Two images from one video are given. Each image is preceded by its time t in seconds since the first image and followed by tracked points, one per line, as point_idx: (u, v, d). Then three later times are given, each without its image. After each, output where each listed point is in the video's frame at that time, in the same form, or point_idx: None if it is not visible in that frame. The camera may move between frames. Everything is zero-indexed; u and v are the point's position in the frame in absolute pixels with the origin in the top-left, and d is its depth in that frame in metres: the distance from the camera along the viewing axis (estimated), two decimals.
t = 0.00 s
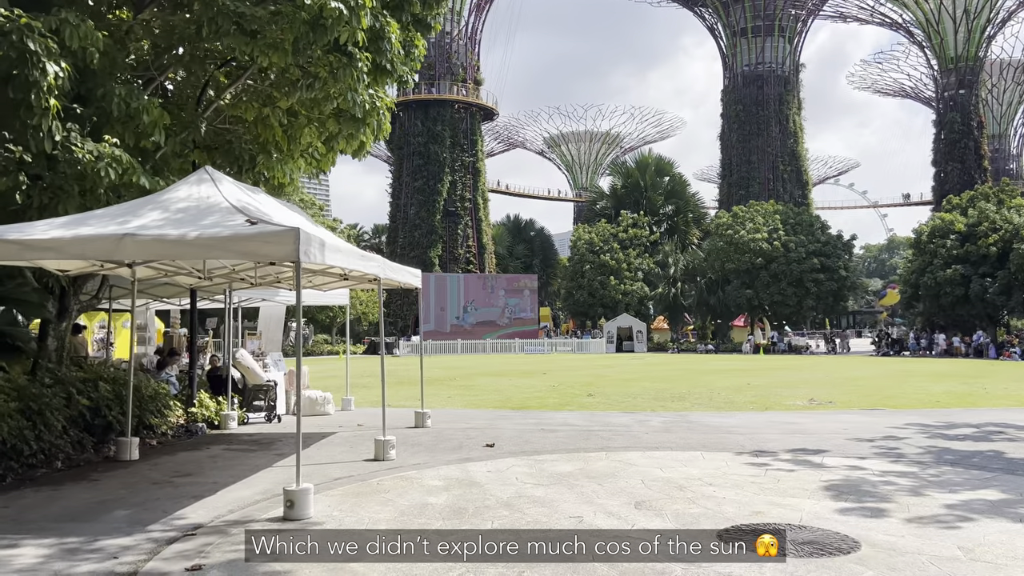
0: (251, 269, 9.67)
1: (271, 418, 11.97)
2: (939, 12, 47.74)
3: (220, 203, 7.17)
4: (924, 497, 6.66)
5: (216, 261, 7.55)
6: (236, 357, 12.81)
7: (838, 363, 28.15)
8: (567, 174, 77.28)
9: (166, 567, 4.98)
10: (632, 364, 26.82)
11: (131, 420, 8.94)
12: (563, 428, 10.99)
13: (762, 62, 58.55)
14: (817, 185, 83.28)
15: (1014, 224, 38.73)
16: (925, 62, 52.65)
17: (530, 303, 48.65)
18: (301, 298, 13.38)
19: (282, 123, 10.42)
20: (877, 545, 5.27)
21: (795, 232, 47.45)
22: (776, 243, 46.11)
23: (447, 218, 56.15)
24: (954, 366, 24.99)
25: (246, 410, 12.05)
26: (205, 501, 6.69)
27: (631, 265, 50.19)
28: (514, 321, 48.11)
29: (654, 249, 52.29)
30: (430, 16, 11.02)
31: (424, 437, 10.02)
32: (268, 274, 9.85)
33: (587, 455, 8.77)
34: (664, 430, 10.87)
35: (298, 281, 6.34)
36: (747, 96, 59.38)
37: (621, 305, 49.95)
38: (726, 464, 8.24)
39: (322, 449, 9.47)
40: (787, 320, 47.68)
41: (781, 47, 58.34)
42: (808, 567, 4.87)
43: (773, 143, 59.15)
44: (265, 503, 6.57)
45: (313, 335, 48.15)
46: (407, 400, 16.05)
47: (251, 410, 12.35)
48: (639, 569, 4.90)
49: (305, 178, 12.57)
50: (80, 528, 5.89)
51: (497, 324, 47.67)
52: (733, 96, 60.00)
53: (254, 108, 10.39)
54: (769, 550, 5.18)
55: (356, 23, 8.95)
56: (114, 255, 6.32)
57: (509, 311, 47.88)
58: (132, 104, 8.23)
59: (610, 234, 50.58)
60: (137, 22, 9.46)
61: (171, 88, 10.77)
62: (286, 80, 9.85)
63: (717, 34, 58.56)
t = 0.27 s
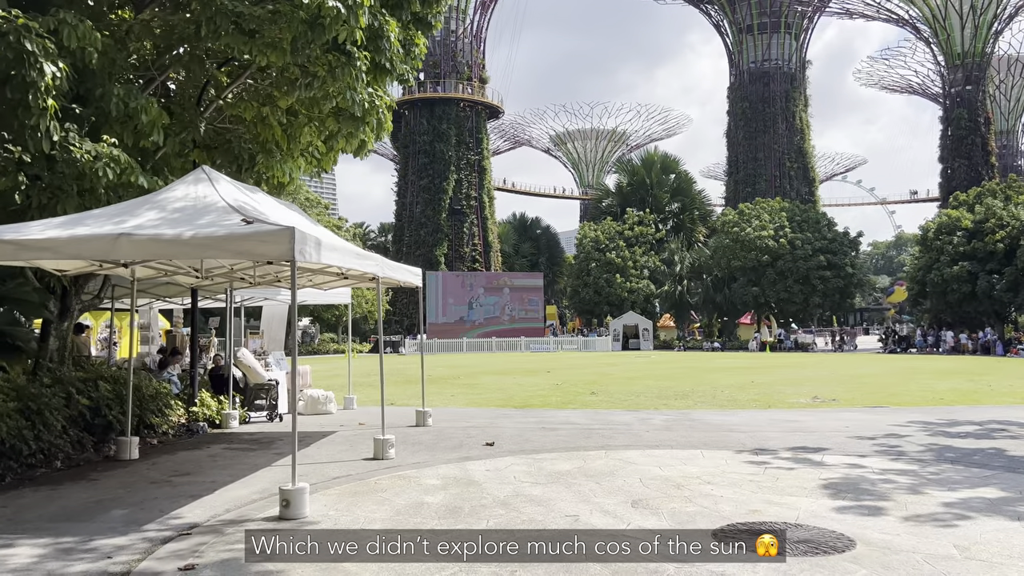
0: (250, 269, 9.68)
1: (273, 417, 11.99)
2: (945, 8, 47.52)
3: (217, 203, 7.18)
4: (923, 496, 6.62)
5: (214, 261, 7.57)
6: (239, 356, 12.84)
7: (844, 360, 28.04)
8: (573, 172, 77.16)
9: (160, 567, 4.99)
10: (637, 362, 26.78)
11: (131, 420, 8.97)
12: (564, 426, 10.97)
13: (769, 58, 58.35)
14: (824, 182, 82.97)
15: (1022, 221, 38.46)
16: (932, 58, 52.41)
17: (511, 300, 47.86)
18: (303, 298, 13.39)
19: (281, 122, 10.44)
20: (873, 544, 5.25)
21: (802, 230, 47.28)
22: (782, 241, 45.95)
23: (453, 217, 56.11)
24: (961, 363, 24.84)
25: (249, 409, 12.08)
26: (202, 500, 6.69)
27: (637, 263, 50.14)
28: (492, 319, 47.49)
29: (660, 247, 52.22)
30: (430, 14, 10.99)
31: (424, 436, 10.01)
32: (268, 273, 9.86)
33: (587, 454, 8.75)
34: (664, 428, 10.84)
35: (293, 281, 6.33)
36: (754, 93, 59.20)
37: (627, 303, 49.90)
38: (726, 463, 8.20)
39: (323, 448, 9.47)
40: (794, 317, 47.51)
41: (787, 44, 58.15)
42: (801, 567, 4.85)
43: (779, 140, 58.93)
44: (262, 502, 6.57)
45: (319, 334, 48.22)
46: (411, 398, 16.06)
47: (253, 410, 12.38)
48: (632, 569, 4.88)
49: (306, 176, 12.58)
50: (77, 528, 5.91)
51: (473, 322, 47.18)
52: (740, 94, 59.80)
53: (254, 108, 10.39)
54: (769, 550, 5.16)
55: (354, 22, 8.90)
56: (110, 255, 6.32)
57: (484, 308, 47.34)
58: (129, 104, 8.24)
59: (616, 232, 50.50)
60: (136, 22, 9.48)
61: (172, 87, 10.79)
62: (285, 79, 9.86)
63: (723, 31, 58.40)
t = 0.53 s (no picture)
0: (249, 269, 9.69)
1: (274, 417, 12.02)
2: (949, 5, 47.38)
3: (214, 203, 7.20)
4: (922, 494, 6.60)
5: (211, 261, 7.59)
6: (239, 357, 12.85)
7: (848, 358, 27.98)
8: (577, 171, 77.11)
9: (155, 567, 5.00)
10: (640, 360, 26.77)
11: (130, 420, 8.99)
12: (563, 425, 10.96)
13: (772, 56, 58.28)
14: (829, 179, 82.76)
15: None
16: (935, 55, 52.23)
17: (488, 300, 47.27)
18: (303, 298, 13.40)
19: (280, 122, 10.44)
20: (869, 542, 5.23)
21: (805, 228, 47.19)
22: (785, 239, 45.84)
23: (456, 216, 56.12)
24: (965, 360, 24.76)
25: (249, 409, 12.10)
26: (200, 501, 6.70)
27: (640, 261, 50.11)
28: (468, 319, 46.77)
29: (663, 246, 52.21)
30: (429, 13, 10.95)
31: (424, 435, 10.02)
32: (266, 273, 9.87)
33: (586, 452, 8.75)
34: (664, 427, 10.83)
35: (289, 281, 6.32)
36: (758, 91, 59.10)
37: (631, 302, 49.82)
38: (724, 461, 8.19)
39: (322, 447, 9.49)
40: (798, 315, 47.42)
41: (791, 42, 58.03)
42: (795, 566, 4.83)
43: (783, 138, 58.81)
44: (260, 502, 6.58)
45: (323, 334, 48.29)
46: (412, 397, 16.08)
47: (254, 409, 12.35)
48: (627, 569, 4.87)
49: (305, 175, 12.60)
50: (74, 528, 5.93)
51: (450, 322, 46.53)
52: (743, 91, 59.70)
53: (252, 108, 10.41)
54: (769, 550, 5.11)
55: (351, 22, 8.84)
56: (106, 256, 6.34)
57: (460, 308, 46.68)
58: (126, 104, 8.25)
59: (619, 231, 50.45)
60: (136, 23, 9.49)
61: (172, 87, 10.81)
62: (283, 79, 9.86)
63: (726, 29, 58.29)
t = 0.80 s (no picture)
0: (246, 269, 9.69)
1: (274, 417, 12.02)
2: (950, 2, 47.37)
3: (211, 203, 7.21)
4: (921, 492, 6.58)
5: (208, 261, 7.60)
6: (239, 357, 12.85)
7: (850, 356, 27.96)
8: (578, 170, 77.08)
9: (151, 567, 5.00)
10: (642, 359, 26.77)
11: (129, 421, 8.99)
12: (562, 424, 10.95)
13: (774, 55, 58.29)
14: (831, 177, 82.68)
15: None
16: (937, 52, 52.20)
17: (465, 300, 46.85)
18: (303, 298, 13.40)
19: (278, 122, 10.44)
20: (867, 540, 5.21)
21: (807, 226, 47.15)
22: (787, 237, 45.77)
23: (457, 216, 56.12)
24: (966, 358, 24.72)
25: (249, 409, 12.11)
26: (197, 501, 6.70)
27: (642, 260, 50.12)
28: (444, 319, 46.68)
29: (665, 245, 52.22)
30: (427, 13, 10.97)
31: (423, 435, 10.01)
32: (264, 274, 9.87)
33: (585, 451, 8.74)
34: (664, 426, 10.81)
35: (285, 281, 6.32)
36: (759, 90, 59.07)
37: (633, 301, 49.78)
38: (724, 460, 8.17)
39: (321, 448, 9.48)
40: (800, 313, 47.38)
41: (792, 40, 57.99)
42: (791, 564, 4.82)
43: (784, 136, 58.75)
44: (258, 502, 6.58)
45: (325, 334, 48.25)
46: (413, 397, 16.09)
47: (254, 410, 12.37)
48: (624, 569, 4.86)
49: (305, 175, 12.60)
50: (71, 529, 5.93)
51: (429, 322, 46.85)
52: (745, 90, 59.64)
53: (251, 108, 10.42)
54: (769, 550, 5.08)
55: (348, 21, 8.85)
56: (102, 257, 6.34)
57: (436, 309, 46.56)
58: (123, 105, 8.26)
59: (621, 230, 50.45)
60: (133, 24, 9.51)
61: (170, 88, 10.82)
62: (281, 79, 9.87)
63: (727, 28, 58.28)
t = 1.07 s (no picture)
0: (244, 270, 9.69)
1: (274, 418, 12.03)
2: None
3: (208, 204, 7.22)
4: (921, 490, 6.57)
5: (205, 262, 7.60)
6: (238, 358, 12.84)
7: (849, 354, 27.90)
8: (578, 169, 77.05)
9: (149, 569, 5.00)
10: (642, 359, 26.76)
11: (127, 422, 9.00)
12: (562, 424, 10.95)
13: (774, 53, 58.29)
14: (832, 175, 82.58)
15: None
16: (937, 50, 52.17)
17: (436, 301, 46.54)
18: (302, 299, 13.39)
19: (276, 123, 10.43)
20: (865, 539, 5.20)
21: (807, 224, 47.09)
22: (788, 236, 45.68)
23: (457, 216, 56.11)
24: (967, 356, 24.69)
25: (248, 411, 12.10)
26: (196, 502, 6.70)
27: (642, 259, 50.11)
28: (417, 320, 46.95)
29: (665, 244, 52.22)
30: (425, 13, 10.99)
31: (422, 436, 10.01)
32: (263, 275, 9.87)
33: (584, 451, 8.73)
34: (663, 425, 10.81)
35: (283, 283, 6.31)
36: (759, 88, 59.03)
37: (633, 300, 49.77)
38: (723, 459, 8.16)
39: (321, 448, 9.48)
40: (801, 312, 47.32)
41: (792, 38, 57.97)
42: (789, 564, 4.81)
43: (784, 135, 58.71)
44: (258, 503, 6.58)
45: (325, 335, 48.24)
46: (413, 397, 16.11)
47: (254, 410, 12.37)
48: (622, 568, 4.85)
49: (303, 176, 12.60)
50: (70, 530, 5.94)
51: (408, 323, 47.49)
52: (745, 88, 59.58)
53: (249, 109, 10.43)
54: (769, 550, 5.06)
55: (346, 23, 8.86)
56: (100, 259, 6.34)
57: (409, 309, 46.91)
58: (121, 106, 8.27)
59: (621, 229, 50.42)
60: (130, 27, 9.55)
61: (169, 90, 10.84)
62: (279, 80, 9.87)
63: (727, 26, 58.27)
